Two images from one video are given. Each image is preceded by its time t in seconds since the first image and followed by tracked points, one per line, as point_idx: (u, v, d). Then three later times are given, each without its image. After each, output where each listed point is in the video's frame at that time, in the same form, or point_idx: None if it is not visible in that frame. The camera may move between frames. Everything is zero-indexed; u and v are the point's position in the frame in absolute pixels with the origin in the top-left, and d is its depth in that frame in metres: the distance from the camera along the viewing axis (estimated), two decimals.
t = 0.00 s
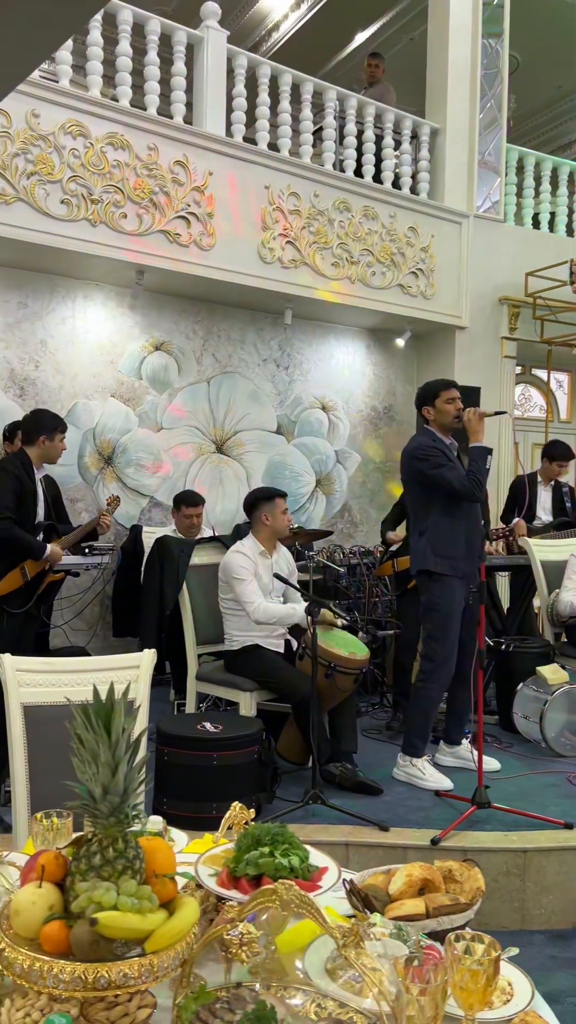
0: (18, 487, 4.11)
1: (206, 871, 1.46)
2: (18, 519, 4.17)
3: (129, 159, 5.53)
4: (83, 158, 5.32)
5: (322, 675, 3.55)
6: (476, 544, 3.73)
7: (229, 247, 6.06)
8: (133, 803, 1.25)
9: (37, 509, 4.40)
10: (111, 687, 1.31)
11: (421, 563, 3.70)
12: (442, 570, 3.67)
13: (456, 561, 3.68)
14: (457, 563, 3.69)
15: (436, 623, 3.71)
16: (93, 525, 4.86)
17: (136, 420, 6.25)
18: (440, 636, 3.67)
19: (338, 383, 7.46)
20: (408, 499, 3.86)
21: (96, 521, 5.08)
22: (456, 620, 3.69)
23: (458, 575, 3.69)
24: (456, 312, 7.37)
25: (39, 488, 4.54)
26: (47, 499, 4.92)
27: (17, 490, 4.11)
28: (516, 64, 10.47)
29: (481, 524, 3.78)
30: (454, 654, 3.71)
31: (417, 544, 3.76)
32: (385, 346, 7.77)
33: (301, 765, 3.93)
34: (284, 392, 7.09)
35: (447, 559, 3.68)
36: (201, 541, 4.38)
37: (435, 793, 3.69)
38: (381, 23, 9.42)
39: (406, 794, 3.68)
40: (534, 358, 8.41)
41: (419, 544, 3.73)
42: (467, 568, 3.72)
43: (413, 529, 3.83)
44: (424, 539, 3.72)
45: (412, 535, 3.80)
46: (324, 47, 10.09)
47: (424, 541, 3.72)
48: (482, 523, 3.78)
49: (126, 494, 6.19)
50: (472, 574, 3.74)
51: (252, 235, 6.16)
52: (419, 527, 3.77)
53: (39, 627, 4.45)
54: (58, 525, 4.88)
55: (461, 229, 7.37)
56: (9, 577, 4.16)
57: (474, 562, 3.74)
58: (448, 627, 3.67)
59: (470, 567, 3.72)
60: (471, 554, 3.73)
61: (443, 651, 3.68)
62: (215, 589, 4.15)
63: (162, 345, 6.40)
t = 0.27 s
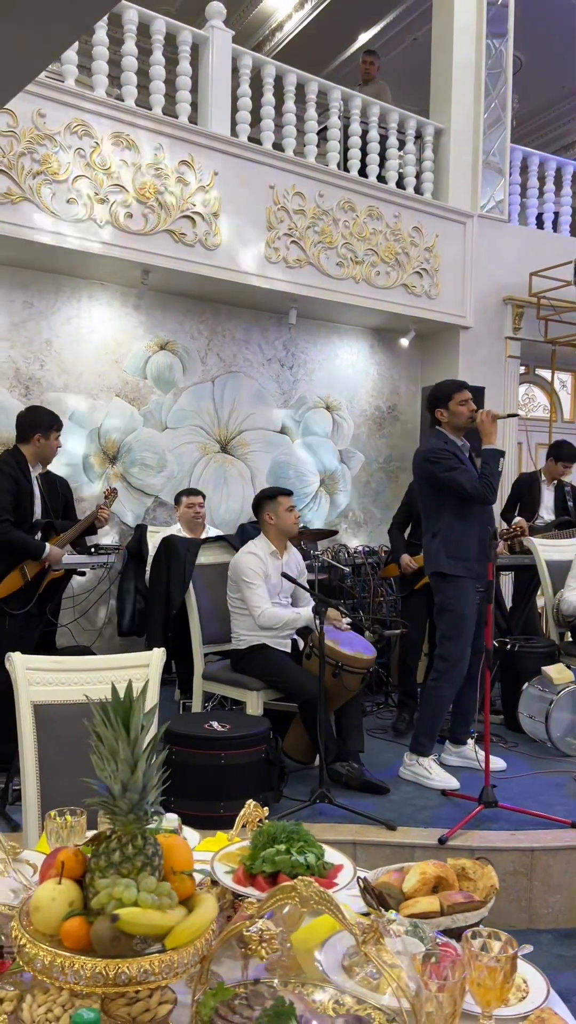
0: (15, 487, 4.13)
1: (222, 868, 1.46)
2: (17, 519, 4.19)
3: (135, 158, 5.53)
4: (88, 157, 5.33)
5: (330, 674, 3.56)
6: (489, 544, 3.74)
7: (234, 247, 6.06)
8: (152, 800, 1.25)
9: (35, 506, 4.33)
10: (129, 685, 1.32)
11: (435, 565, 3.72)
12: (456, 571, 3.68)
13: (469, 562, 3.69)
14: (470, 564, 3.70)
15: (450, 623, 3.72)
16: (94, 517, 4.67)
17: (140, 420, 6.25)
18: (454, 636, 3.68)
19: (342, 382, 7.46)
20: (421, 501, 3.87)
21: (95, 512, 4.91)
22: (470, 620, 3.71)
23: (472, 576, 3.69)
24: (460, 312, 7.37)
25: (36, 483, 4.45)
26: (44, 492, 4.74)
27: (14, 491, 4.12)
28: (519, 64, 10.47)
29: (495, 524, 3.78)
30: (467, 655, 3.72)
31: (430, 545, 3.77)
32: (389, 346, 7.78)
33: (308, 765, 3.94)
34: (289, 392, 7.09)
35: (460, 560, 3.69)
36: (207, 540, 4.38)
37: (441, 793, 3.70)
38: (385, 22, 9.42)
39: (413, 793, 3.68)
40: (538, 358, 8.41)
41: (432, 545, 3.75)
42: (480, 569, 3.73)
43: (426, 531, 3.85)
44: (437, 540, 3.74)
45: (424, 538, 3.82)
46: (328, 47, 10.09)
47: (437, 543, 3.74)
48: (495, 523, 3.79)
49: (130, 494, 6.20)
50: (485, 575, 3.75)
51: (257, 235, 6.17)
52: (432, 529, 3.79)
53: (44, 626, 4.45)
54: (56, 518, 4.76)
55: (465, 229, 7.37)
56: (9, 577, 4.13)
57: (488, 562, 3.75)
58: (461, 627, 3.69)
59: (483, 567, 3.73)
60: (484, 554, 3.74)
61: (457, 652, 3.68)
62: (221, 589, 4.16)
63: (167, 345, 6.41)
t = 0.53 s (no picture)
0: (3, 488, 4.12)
1: (234, 865, 1.47)
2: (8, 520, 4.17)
3: (136, 157, 5.53)
4: (89, 156, 5.32)
5: (333, 673, 3.56)
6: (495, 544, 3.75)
7: (235, 246, 6.07)
8: (166, 797, 1.26)
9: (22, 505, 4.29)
10: (143, 684, 1.33)
11: (442, 569, 3.73)
12: (463, 572, 3.70)
13: (476, 564, 3.71)
14: (478, 566, 3.71)
15: (459, 624, 3.74)
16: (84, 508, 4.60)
17: (140, 419, 6.25)
18: (465, 637, 3.69)
19: (341, 382, 7.47)
20: (425, 504, 3.87)
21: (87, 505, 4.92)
22: (480, 621, 3.73)
23: (479, 578, 3.71)
24: (459, 312, 7.38)
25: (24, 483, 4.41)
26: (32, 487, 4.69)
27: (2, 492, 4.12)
28: (518, 65, 10.49)
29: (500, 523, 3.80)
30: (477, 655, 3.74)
31: (437, 547, 3.78)
32: (388, 345, 7.78)
33: (309, 764, 3.95)
34: (288, 391, 7.10)
35: (467, 562, 3.70)
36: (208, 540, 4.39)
37: (443, 791, 3.71)
38: (384, 22, 9.42)
39: (414, 792, 3.69)
40: (536, 358, 8.42)
41: (439, 548, 3.77)
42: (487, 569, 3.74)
43: (432, 534, 3.86)
44: (443, 542, 3.75)
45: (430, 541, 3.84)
46: (326, 46, 10.09)
47: (443, 546, 3.75)
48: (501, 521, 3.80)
49: (130, 492, 6.19)
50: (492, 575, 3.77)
51: (257, 234, 6.17)
52: (437, 531, 3.80)
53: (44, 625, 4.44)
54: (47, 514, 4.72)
55: (465, 229, 7.38)
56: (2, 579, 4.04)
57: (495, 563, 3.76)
58: (471, 627, 3.71)
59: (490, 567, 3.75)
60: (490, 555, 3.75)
61: (468, 653, 3.69)
62: (222, 588, 4.17)
63: (166, 344, 6.41)
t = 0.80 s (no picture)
0: None
1: (239, 862, 1.47)
2: None
3: (132, 155, 5.53)
4: (85, 153, 5.31)
5: (328, 671, 3.57)
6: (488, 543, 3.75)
7: (230, 245, 6.06)
8: (173, 794, 1.26)
9: (6, 500, 4.09)
10: (149, 680, 1.32)
11: (434, 566, 3.75)
12: (456, 570, 3.70)
13: (469, 561, 3.71)
14: (470, 563, 3.72)
15: (454, 623, 3.74)
16: (69, 494, 4.60)
17: (135, 417, 6.24)
18: (459, 636, 3.69)
19: (336, 381, 7.47)
20: (420, 501, 3.89)
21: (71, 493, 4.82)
22: (474, 619, 3.73)
23: (472, 575, 3.71)
24: (453, 312, 7.39)
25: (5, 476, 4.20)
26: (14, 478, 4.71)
27: None
28: (511, 65, 10.51)
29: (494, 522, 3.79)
30: (471, 653, 3.74)
31: (430, 545, 3.80)
32: (382, 345, 7.79)
33: (306, 762, 3.95)
34: (283, 390, 7.10)
35: (459, 559, 3.71)
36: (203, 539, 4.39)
37: (439, 789, 3.72)
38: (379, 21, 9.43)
39: (410, 791, 3.70)
40: (530, 359, 8.45)
41: (432, 545, 3.78)
42: (481, 567, 3.74)
43: (426, 531, 3.88)
44: (436, 540, 3.77)
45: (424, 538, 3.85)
46: (321, 45, 10.09)
47: (436, 543, 3.77)
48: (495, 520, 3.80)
49: (125, 491, 6.18)
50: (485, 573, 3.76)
51: (252, 233, 6.17)
52: (431, 529, 3.81)
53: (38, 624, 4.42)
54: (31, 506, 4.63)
55: (459, 230, 7.40)
56: None
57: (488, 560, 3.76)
58: (464, 625, 3.71)
59: (484, 565, 3.75)
60: (484, 552, 3.75)
61: (463, 651, 3.70)
62: (218, 586, 4.17)
63: (161, 343, 6.40)
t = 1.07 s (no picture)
0: None
1: (237, 860, 1.47)
2: None
3: (122, 153, 5.51)
4: (75, 151, 5.29)
5: (319, 669, 3.57)
6: (468, 543, 3.76)
7: (220, 244, 6.06)
8: (174, 791, 1.25)
9: None
10: (150, 677, 1.33)
11: (413, 564, 3.76)
12: (434, 569, 3.72)
13: (448, 561, 3.72)
14: (448, 562, 3.73)
15: (433, 622, 3.74)
16: (53, 491, 4.49)
17: (124, 415, 6.23)
18: (438, 636, 3.70)
19: (325, 380, 7.48)
20: (403, 498, 3.90)
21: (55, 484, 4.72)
22: (452, 618, 3.73)
23: (451, 574, 3.73)
24: (442, 312, 7.41)
25: None
26: None
27: None
28: (499, 66, 10.55)
29: (475, 522, 3.80)
30: (453, 651, 3.75)
31: (410, 543, 3.81)
32: (372, 344, 7.80)
33: (297, 761, 3.96)
34: (273, 390, 7.10)
35: (437, 558, 3.72)
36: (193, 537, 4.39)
37: (429, 787, 3.73)
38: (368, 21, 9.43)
39: (401, 789, 3.71)
40: (518, 359, 8.49)
41: (412, 544, 3.79)
42: (460, 567, 3.75)
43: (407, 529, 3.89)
44: (416, 538, 3.78)
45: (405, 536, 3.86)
46: (309, 44, 10.08)
47: (416, 541, 3.78)
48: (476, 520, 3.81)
49: (114, 489, 6.17)
50: (465, 573, 3.78)
51: (242, 232, 6.17)
52: (412, 527, 3.82)
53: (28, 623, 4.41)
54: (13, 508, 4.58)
55: (448, 230, 7.42)
56: None
57: (468, 560, 3.77)
58: (444, 624, 3.71)
59: (463, 565, 3.76)
60: (464, 553, 3.76)
61: (441, 651, 3.71)
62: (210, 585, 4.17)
63: (151, 341, 6.39)
